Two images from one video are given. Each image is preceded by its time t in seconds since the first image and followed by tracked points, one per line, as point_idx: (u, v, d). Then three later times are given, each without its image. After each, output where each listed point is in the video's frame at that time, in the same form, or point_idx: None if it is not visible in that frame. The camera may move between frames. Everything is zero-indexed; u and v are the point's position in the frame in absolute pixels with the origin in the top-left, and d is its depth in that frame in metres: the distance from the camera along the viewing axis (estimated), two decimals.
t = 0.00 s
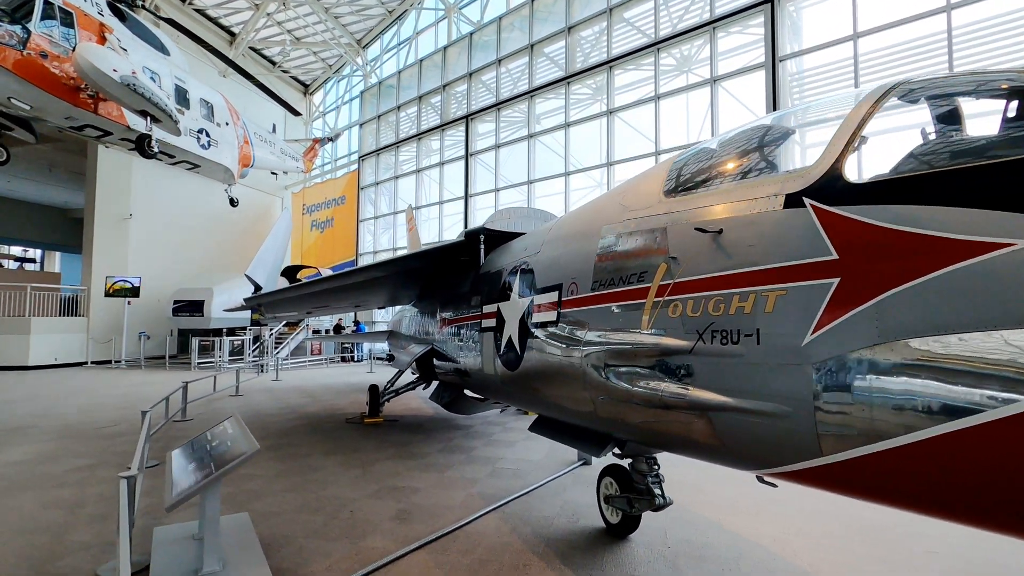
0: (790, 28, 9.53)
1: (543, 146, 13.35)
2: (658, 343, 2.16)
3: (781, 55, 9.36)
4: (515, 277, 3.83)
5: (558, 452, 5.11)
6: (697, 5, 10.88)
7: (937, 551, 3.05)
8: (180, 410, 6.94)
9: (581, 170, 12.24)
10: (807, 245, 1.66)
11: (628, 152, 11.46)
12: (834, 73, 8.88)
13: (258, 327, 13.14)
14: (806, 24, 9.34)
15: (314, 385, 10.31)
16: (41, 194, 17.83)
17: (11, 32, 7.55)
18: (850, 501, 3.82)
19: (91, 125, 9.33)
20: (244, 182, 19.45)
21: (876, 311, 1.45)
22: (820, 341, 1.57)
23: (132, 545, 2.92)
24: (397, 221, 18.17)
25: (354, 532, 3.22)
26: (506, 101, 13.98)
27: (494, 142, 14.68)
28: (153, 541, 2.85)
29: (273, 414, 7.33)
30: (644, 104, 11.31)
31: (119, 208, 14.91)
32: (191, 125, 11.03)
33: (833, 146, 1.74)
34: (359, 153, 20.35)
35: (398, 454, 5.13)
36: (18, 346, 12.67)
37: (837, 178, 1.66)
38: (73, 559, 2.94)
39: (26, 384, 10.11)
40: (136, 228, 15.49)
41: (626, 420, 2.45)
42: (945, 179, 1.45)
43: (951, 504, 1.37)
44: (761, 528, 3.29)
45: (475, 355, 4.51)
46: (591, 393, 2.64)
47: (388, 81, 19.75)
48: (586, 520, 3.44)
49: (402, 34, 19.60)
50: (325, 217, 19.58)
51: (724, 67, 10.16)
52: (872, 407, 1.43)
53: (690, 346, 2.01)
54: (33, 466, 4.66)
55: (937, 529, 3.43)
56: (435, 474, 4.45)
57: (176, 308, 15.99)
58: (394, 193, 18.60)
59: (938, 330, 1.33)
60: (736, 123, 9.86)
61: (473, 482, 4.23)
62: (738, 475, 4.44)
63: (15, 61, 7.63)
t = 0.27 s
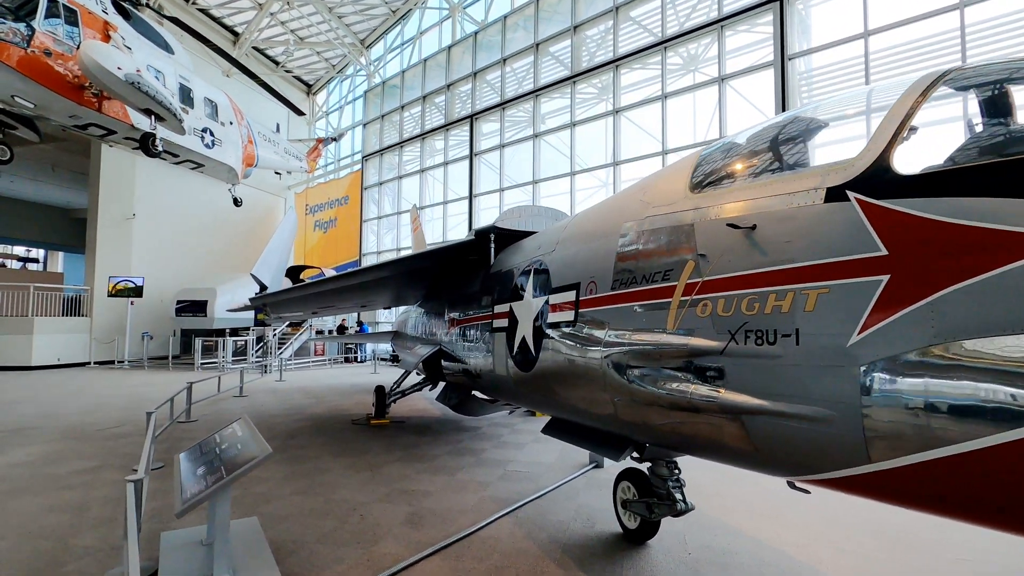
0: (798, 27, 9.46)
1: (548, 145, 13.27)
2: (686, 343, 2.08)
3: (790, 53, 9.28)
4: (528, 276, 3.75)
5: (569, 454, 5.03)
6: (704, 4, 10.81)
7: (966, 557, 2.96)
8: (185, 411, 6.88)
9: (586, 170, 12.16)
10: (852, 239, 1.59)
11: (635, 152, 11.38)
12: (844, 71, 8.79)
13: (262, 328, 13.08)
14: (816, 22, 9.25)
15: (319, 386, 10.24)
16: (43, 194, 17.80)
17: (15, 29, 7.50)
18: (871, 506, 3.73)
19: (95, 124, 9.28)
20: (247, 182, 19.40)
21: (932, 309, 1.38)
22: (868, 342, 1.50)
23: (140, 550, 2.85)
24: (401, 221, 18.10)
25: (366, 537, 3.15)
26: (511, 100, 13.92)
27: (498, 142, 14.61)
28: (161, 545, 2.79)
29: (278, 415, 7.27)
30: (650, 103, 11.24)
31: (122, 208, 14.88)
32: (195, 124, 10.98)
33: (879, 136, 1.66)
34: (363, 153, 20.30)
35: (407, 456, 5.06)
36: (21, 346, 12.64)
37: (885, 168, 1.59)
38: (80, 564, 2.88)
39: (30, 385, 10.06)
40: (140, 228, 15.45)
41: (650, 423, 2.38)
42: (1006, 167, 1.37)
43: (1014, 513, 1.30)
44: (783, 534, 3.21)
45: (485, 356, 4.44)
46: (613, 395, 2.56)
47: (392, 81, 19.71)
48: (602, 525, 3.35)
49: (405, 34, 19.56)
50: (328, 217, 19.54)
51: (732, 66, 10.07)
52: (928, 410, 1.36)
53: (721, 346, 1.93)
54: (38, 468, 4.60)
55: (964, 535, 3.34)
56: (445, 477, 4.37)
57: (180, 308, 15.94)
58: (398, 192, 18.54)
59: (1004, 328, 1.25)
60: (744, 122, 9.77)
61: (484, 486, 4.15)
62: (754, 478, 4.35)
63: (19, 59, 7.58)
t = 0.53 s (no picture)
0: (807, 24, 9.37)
1: (553, 145, 13.19)
2: (713, 344, 1.97)
3: (799, 51, 9.18)
4: (540, 275, 3.65)
5: (578, 457, 4.92)
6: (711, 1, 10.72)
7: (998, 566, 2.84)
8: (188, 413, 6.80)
9: (592, 169, 12.06)
10: (904, 233, 1.48)
11: (641, 151, 11.28)
12: (854, 68, 8.67)
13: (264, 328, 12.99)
14: (825, 19, 9.15)
15: (322, 387, 10.14)
16: (46, 194, 17.76)
17: (17, 27, 7.42)
18: (894, 512, 3.61)
19: (97, 122, 9.22)
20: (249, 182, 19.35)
21: (998, 308, 1.27)
22: (922, 344, 1.40)
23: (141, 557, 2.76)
24: (404, 221, 18.02)
25: (374, 545, 3.05)
26: (516, 100, 13.84)
27: (503, 141, 14.52)
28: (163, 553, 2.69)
29: (282, 417, 7.18)
30: (656, 102, 11.15)
31: (124, 208, 14.83)
32: (198, 123, 10.92)
33: (931, 124, 1.57)
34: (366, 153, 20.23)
35: (413, 459, 4.96)
36: (23, 347, 12.59)
37: (939, 157, 1.49)
38: (80, 572, 2.79)
39: (32, 385, 9.99)
40: (142, 228, 15.39)
41: (674, 428, 2.27)
42: None
43: None
44: (805, 542, 3.10)
45: (494, 357, 4.34)
46: (633, 399, 2.45)
47: (395, 80, 19.64)
48: (618, 532, 3.25)
49: (408, 34, 19.50)
50: (331, 217, 19.47)
51: (739, 64, 9.99)
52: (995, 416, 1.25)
53: (754, 348, 1.83)
54: (38, 471, 4.51)
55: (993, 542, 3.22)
56: (453, 481, 4.27)
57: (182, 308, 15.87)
58: (401, 192, 18.46)
59: None
60: (753, 120, 9.66)
61: (494, 490, 4.05)
62: (770, 482, 4.24)
63: (21, 56, 7.50)
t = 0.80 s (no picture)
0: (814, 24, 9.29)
1: (557, 145, 13.09)
2: (744, 349, 1.86)
3: (806, 50, 9.08)
4: (551, 276, 3.55)
5: (587, 463, 4.81)
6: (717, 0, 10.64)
7: None
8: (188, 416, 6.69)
9: (596, 170, 11.96)
10: (963, 231, 1.38)
11: (646, 152, 11.18)
12: (863, 67, 8.59)
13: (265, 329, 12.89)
14: (832, 18, 9.07)
15: (324, 390, 10.04)
16: (46, 194, 17.65)
17: (16, 25, 7.33)
18: (915, 520, 3.51)
19: (98, 122, 9.14)
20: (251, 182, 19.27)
21: None
22: (983, 350, 1.30)
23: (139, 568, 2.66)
24: (406, 222, 17.94)
25: (380, 555, 2.94)
26: (519, 100, 13.75)
27: (506, 141, 14.43)
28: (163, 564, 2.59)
29: (284, 420, 7.07)
30: (661, 101, 11.05)
31: (125, 208, 14.75)
32: (199, 122, 10.85)
33: (986, 113, 1.47)
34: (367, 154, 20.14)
35: (418, 464, 4.86)
36: (23, 348, 12.50)
37: (999, 148, 1.39)
38: None
39: (31, 387, 9.90)
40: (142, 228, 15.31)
41: (698, 437, 2.16)
42: None
43: None
44: (827, 552, 2.99)
45: (501, 360, 4.24)
46: (654, 405, 2.35)
47: (396, 81, 19.56)
48: (633, 542, 3.14)
49: (410, 34, 19.43)
50: (332, 218, 19.39)
51: (746, 63, 9.90)
52: None
53: (790, 353, 1.73)
54: (36, 476, 4.41)
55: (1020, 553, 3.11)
56: (459, 487, 4.17)
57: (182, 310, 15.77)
58: (403, 193, 18.37)
59: None
60: (760, 120, 9.56)
61: (502, 497, 3.94)
62: (785, 489, 4.13)
63: (21, 54, 7.42)
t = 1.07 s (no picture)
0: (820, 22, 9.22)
1: (560, 144, 13.01)
2: (776, 352, 1.77)
3: (813, 48, 9.00)
4: (562, 276, 3.46)
5: (596, 466, 4.74)
6: None
7: None
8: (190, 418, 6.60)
9: (599, 169, 11.88)
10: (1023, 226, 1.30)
11: (650, 151, 11.10)
12: (871, 65, 8.51)
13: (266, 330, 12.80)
14: (839, 15, 9.00)
15: (326, 391, 9.95)
16: (45, 194, 17.56)
17: (16, 23, 7.26)
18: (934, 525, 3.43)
19: (98, 121, 9.07)
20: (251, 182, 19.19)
21: None
22: None
23: None
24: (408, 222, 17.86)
25: (389, 563, 2.86)
26: (521, 99, 13.67)
27: (508, 141, 14.34)
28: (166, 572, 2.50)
29: (286, 422, 6.98)
30: (666, 100, 10.97)
31: (125, 208, 14.66)
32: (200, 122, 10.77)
33: None
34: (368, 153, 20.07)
35: (424, 467, 4.78)
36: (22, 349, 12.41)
37: None
38: None
39: (31, 389, 9.81)
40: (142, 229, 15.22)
41: (724, 444, 2.07)
42: None
43: None
44: (848, 559, 2.91)
45: (509, 362, 4.16)
46: (675, 410, 2.26)
47: (398, 80, 19.48)
48: (648, 549, 3.06)
49: (411, 33, 19.35)
50: (333, 218, 19.31)
51: (752, 61, 9.82)
52: None
53: (828, 356, 1.64)
54: (35, 480, 4.33)
55: None
56: (468, 491, 4.08)
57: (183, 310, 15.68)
58: (404, 193, 18.29)
59: None
60: (766, 119, 9.48)
61: (511, 502, 3.86)
62: (799, 493, 4.05)
63: (20, 52, 7.34)
